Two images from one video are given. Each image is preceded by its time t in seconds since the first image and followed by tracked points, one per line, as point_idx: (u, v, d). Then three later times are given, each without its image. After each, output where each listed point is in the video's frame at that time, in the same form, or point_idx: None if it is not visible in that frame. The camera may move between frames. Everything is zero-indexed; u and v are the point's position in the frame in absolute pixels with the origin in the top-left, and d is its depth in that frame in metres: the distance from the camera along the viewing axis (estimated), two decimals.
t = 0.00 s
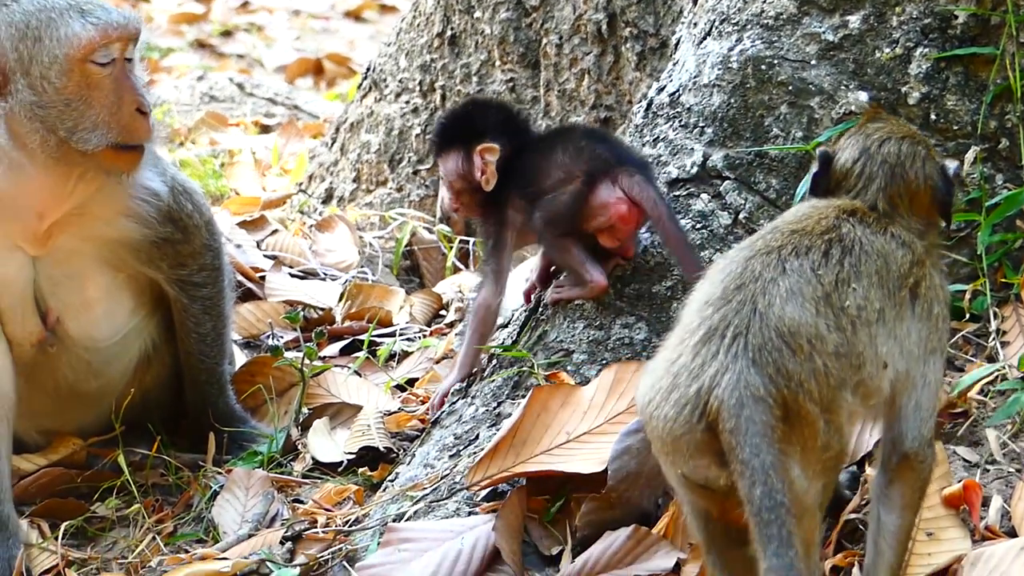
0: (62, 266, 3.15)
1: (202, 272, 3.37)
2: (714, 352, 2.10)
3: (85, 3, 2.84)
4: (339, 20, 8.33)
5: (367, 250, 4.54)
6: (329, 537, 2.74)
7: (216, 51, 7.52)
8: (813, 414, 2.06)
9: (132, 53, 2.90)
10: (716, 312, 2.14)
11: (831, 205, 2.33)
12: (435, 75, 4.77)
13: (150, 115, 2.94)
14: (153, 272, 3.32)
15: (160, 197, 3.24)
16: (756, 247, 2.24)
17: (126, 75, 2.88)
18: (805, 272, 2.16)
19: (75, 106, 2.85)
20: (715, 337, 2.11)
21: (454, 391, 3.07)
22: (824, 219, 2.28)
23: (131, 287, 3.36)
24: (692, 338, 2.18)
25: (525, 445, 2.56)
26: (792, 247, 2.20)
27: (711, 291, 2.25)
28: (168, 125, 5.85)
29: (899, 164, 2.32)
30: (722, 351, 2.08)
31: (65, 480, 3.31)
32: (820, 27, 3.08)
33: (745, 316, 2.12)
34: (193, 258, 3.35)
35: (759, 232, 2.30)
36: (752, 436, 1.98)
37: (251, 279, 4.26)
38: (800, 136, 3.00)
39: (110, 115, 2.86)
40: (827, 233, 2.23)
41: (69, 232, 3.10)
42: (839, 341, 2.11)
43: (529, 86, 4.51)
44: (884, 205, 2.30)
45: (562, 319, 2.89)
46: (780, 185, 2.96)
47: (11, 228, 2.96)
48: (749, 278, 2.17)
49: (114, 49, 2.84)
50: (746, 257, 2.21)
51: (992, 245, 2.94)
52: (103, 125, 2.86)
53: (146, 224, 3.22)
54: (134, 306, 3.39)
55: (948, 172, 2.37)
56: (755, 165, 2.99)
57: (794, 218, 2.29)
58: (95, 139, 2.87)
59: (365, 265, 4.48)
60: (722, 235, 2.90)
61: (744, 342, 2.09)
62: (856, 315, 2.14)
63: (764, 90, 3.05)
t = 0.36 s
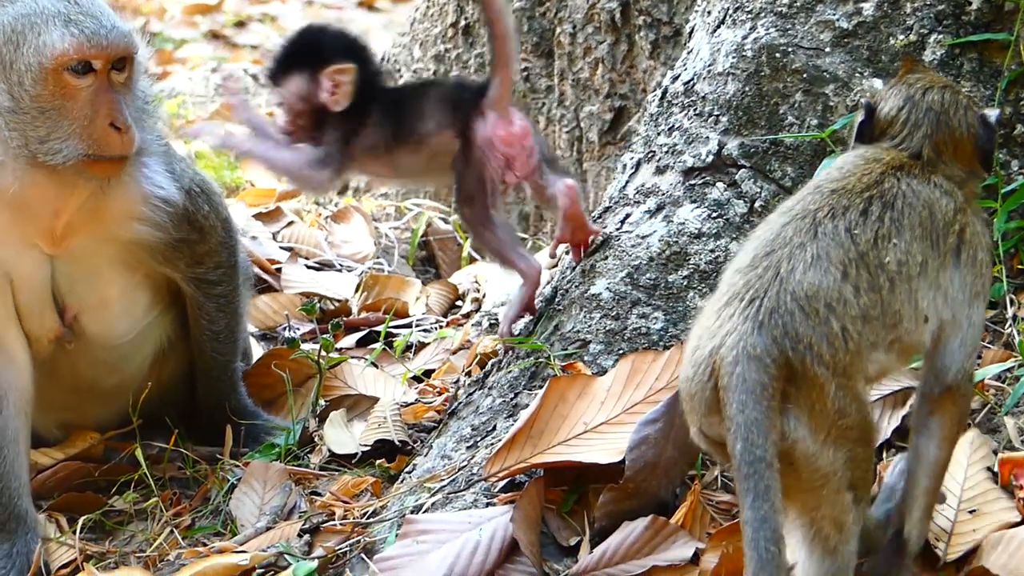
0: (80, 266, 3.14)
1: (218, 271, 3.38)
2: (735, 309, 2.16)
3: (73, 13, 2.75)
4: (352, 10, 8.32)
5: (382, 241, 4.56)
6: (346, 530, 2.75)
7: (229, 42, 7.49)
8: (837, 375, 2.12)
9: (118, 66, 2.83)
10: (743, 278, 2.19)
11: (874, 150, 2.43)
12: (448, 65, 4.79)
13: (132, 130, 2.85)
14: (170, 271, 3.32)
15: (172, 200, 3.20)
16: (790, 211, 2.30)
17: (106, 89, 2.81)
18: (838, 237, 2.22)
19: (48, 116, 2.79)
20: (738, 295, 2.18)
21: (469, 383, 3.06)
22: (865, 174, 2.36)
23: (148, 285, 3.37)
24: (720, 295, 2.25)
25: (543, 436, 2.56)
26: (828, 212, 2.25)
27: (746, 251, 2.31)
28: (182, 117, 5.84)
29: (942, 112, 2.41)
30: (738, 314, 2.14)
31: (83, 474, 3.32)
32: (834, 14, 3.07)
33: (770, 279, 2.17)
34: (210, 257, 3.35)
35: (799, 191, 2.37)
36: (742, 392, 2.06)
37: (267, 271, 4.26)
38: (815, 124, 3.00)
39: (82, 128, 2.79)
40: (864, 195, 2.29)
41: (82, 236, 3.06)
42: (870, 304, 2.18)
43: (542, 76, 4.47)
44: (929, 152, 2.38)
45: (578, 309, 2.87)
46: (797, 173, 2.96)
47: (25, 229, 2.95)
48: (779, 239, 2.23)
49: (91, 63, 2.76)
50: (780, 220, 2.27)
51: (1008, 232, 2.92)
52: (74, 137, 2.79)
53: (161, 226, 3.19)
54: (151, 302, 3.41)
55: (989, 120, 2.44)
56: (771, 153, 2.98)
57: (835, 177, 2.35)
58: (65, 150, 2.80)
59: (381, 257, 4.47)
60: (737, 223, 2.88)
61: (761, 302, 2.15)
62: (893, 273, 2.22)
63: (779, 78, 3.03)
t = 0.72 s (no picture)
0: (132, 263, 3.17)
1: (262, 274, 3.41)
2: (860, 320, 2.13)
3: (122, 14, 2.78)
4: (390, 7, 8.36)
5: (424, 236, 4.62)
6: (391, 524, 2.76)
7: (268, 36, 7.49)
8: (977, 358, 2.10)
9: (167, 66, 2.82)
10: (866, 294, 2.14)
11: (911, 109, 2.41)
12: (489, 60, 4.77)
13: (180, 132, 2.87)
14: (216, 271, 3.35)
15: (222, 202, 3.23)
16: (869, 202, 2.26)
17: (153, 89, 2.81)
18: (942, 227, 2.18)
19: (95, 116, 2.83)
20: (858, 309, 2.14)
21: (512, 377, 3.07)
22: (921, 143, 2.32)
23: (196, 285, 3.39)
24: (831, 301, 2.22)
25: (586, 431, 2.55)
26: (918, 200, 2.21)
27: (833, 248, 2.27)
28: (222, 112, 5.86)
29: (960, 59, 2.43)
30: (878, 336, 2.11)
31: (127, 468, 3.36)
32: (877, 9, 3.03)
33: (891, 277, 2.14)
34: (256, 261, 3.38)
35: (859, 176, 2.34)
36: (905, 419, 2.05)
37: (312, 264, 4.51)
38: (858, 119, 2.97)
39: (129, 128, 2.82)
40: (939, 171, 2.26)
41: (134, 233, 3.09)
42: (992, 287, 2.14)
43: (584, 71, 4.45)
44: (954, 99, 2.39)
45: (623, 304, 2.88)
46: (840, 168, 2.91)
47: (76, 226, 3.01)
48: (872, 235, 2.20)
49: (138, 63, 2.77)
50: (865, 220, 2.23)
51: None
52: (121, 137, 2.83)
53: (210, 225, 3.23)
54: (199, 302, 3.43)
55: (1006, 66, 2.44)
56: (814, 149, 2.94)
57: (893, 155, 2.32)
58: (112, 150, 2.84)
59: (422, 251, 4.61)
60: (780, 219, 2.86)
61: (886, 311, 2.11)
62: (1001, 246, 2.18)
63: (822, 73, 3.01)
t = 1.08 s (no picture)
0: (181, 253, 3.21)
1: (309, 270, 3.42)
2: (979, 443, 2.11)
3: (177, 2, 2.79)
4: None
5: (474, 226, 4.69)
6: (440, 514, 2.77)
7: (315, 27, 7.50)
8: None
9: (221, 56, 2.82)
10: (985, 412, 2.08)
11: (1005, 149, 2.22)
12: (540, 51, 4.77)
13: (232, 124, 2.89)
14: (264, 265, 3.37)
15: (270, 196, 3.25)
16: (988, 304, 2.09)
17: (207, 79, 2.82)
18: None
19: (149, 105, 2.85)
20: (974, 425, 2.10)
21: (563, 368, 3.09)
22: None
23: (245, 276, 3.42)
24: (930, 385, 2.15)
25: (636, 423, 2.54)
26: None
27: (927, 328, 2.15)
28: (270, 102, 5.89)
29: None
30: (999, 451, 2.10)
31: (175, 457, 3.38)
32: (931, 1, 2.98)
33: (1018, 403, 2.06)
34: (303, 256, 3.39)
35: (945, 243, 2.17)
36: None
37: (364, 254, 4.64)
38: (911, 112, 2.93)
39: (181, 117, 2.84)
40: None
41: (182, 222, 3.12)
42: None
43: (634, 63, 4.47)
44: None
45: (673, 296, 2.87)
46: (892, 161, 2.89)
47: (126, 215, 3.04)
48: (996, 355, 2.07)
49: (193, 51, 2.78)
50: (967, 310, 2.10)
51: None
52: (172, 127, 2.85)
53: (258, 218, 3.25)
54: (248, 293, 3.46)
55: None
56: (866, 141, 2.91)
57: (989, 218, 2.14)
58: (162, 140, 2.87)
59: (471, 243, 4.65)
60: (830, 211, 2.85)
61: (1006, 439, 2.09)
62: None
63: (875, 66, 2.97)
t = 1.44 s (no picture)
0: (200, 245, 3.22)
1: (328, 262, 3.43)
2: (1005, 441, 2.07)
3: None
4: None
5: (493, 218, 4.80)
6: (458, 505, 2.77)
7: (334, 17, 7.50)
8: None
9: (241, 49, 2.82)
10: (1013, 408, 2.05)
11: None
12: (559, 41, 4.90)
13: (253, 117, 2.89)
14: (283, 256, 3.37)
15: (290, 187, 3.26)
16: None
17: (227, 72, 2.82)
18: None
19: (170, 97, 2.84)
20: (1002, 422, 2.07)
21: (581, 358, 3.10)
22: None
23: (264, 268, 3.43)
24: (966, 376, 2.13)
25: (654, 413, 2.54)
26: None
27: (970, 321, 2.12)
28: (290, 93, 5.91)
29: None
30: None
31: (194, 448, 3.40)
32: None
33: None
34: (322, 247, 3.39)
35: (999, 243, 2.15)
36: None
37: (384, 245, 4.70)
38: (930, 102, 2.90)
39: (201, 110, 2.84)
40: None
41: (202, 214, 3.13)
42: None
43: (653, 53, 4.54)
44: None
45: (692, 286, 2.88)
46: (911, 151, 2.87)
47: (145, 205, 3.05)
48: None
49: (215, 44, 2.78)
50: (1011, 307, 2.07)
51: None
52: (192, 120, 2.85)
53: (277, 210, 3.25)
54: (267, 285, 3.47)
55: None
56: (885, 131, 2.89)
57: None
58: (182, 131, 2.86)
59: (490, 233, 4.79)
60: (849, 202, 2.85)
61: None
62: None
63: (894, 56, 2.94)
